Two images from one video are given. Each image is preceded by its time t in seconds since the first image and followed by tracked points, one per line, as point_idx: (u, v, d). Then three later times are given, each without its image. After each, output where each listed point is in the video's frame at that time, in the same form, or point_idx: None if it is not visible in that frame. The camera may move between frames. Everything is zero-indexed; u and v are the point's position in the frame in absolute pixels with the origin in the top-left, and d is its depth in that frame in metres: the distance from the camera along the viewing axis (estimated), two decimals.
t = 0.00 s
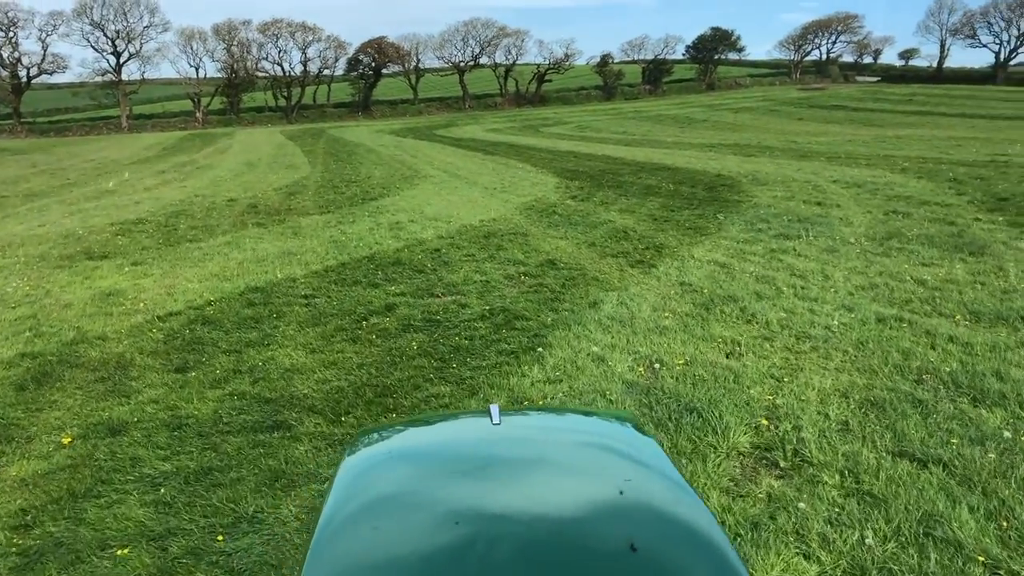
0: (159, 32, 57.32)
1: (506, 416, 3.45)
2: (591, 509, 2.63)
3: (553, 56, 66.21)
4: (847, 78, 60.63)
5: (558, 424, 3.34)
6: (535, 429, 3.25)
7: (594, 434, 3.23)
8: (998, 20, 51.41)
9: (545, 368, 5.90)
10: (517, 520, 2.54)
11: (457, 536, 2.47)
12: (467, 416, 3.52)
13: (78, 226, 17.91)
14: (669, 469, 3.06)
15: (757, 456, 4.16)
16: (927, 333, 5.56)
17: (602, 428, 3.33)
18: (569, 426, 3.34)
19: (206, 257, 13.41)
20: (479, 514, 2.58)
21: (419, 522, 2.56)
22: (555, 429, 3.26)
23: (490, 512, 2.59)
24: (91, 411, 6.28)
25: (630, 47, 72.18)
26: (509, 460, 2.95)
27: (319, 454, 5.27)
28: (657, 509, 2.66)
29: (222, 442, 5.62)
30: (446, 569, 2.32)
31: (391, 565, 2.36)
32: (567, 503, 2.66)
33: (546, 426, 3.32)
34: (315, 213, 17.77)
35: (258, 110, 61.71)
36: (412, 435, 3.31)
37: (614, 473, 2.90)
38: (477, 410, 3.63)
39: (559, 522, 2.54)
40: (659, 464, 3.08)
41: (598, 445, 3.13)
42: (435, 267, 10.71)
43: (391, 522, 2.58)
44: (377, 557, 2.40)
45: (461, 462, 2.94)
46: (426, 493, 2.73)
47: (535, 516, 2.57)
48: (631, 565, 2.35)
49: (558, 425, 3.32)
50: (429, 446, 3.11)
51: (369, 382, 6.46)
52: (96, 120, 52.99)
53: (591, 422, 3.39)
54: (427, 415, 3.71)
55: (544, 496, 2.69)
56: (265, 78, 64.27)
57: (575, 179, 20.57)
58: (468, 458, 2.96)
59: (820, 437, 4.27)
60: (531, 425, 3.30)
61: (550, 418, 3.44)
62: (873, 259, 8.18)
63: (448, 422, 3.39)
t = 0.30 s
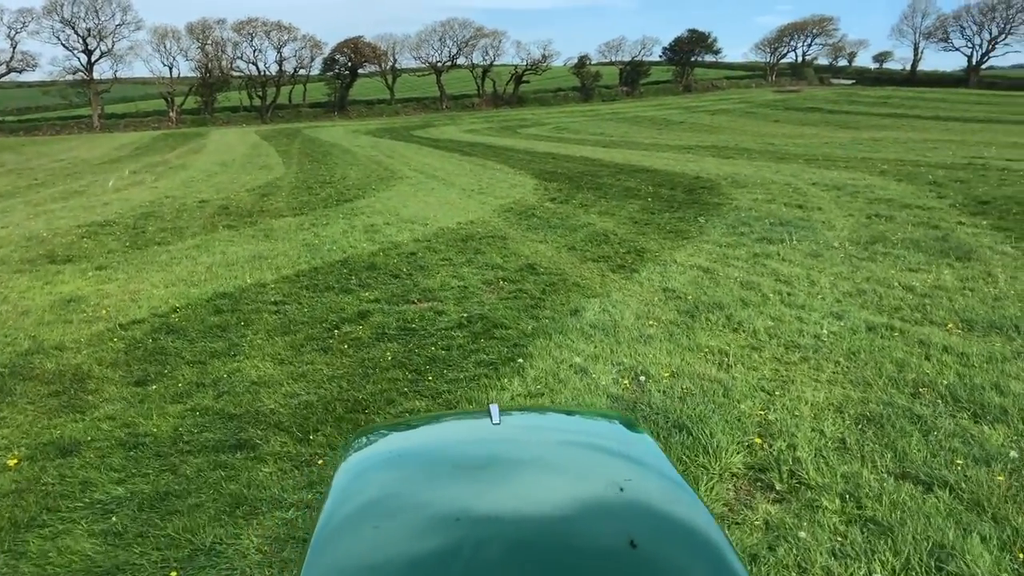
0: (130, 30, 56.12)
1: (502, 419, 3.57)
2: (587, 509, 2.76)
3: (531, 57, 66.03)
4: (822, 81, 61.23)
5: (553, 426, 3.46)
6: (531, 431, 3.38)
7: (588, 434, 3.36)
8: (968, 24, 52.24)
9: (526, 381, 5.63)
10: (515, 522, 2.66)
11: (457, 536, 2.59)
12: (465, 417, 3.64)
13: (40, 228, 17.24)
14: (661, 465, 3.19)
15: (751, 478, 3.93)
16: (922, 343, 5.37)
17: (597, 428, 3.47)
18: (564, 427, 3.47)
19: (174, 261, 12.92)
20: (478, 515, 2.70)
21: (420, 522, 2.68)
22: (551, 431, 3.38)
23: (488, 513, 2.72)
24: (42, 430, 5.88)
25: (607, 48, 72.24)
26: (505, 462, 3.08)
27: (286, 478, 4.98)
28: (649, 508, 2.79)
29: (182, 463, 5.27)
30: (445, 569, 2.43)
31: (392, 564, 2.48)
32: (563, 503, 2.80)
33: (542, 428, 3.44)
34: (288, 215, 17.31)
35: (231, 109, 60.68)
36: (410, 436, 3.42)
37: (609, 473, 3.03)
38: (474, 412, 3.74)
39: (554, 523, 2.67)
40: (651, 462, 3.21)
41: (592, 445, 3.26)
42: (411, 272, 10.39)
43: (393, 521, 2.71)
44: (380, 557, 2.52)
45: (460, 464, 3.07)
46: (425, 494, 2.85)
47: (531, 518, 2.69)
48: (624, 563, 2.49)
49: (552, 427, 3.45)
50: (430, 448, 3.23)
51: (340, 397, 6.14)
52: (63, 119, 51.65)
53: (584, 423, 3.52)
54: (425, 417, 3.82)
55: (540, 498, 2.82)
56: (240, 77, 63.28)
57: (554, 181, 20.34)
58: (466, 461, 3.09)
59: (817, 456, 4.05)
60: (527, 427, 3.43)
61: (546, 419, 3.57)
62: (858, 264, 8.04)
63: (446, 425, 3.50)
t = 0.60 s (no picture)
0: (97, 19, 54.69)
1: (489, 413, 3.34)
2: (581, 506, 2.54)
3: (506, 55, 65.78)
4: (794, 83, 61.94)
5: (543, 422, 3.24)
6: (520, 427, 3.15)
7: (582, 432, 3.14)
8: (938, 29, 53.13)
9: (501, 392, 5.35)
10: (502, 520, 2.44)
11: (440, 535, 2.36)
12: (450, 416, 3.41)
13: None
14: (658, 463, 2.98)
15: (740, 502, 3.69)
16: (910, 356, 5.20)
17: (590, 425, 3.25)
18: (555, 423, 3.25)
19: (135, 259, 12.39)
20: (464, 513, 2.47)
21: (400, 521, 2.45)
22: (543, 428, 3.16)
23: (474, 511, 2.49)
24: None
25: (583, 47, 72.28)
26: (494, 458, 2.85)
27: (242, 501, 4.64)
28: (652, 505, 2.57)
29: (130, 483, 4.88)
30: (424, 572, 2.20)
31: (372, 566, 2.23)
32: (556, 499, 2.57)
33: (532, 424, 3.22)
34: (257, 212, 16.80)
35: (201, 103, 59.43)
36: (394, 435, 3.19)
37: (604, 469, 2.80)
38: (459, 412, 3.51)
39: (550, 522, 2.43)
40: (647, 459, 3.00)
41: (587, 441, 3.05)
42: (382, 272, 10.02)
43: (370, 523, 2.47)
44: (354, 560, 2.28)
45: (444, 462, 2.83)
46: (407, 493, 2.62)
47: (522, 516, 2.47)
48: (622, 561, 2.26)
49: (542, 423, 3.23)
50: (411, 446, 3.00)
51: (303, 409, 5.80)
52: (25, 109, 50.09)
53: (577, 420, 3.31)
54: (409, 419, 3.58)
55: (531, 494, 2.60)
56: (211, 70, 62.07)
57: (529, 179, 20.07)
58: (450, 458, 2.86)
59: (809, 477, 3.83)
60: (516, 423, 3.20)
61: (537, 416, 3.34)
62: (838, 270, 7.91)
63: (430, 424, 3.27)
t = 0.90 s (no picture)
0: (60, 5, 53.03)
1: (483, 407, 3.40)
2: (579, 498, 2.61)
3: (479, 51, 65.40)
4: (765, 85, 62.63)
5: (538, 415, 3.30)
6: (515, 420, 3.21)
7: (576, 425, 3.21)
8: (907, 33, 54.18)
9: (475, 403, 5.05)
10: (501, 513, 2.49)
11: (440, 530, 2.41)
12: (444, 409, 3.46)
13: None
14: (652, 450, 3.06)
15: (730, 527, 3.45)
16: (898, 368, 5.05)
17: (584, 418, 3.32)
18: (549, 417, 3.30)
19: (92, 253, 11.80)
20: (462, 510, 2.51)
21: (399, 516, 2.49)
22: (538, 422, 3.22)
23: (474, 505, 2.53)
24: None
25: (556, 45, 72.17)
26: (490, 451, 2.90)
27: (195, 522, 4.26)
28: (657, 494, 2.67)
29: (71, 502, 4.48)
30: (430, 553, 2.29)
31: (391, 547, 2.33)
32: (553, 491, 2.63)
33: (526, 417, 3.28)
34: (221, 205, 16.24)
35: (168, 93, 58.00)
36: (405, 423, 3.28)
37: (600, 461, 2.87)
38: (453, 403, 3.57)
39: (559, 508, 2.54)
40: (643, 448, 3.08)
41: (581, 433, 3.12)
42: (350, 271, 9.57)
43: (368, 518, 2.50)
44: (375, 541, 2.37)
45: (441, 454, 2.88)
46: (422, 478, 2.72)
47: (534, 501, 2.56)
48: (620, 552, 2.33)
49: (537, 417, 3.28)
50: (408, 440, 3.04)
51: (262, 420, 5.40)
52: None
53: (570, 412, 3.37)
54: (403, 412, 3.62)
55: (529, 486, 2.65)
56: (179, 61, 60.67)
57: (502, 177, 19.79)
58: (447, 451, 2.90)
59: (803, 500, 3.61)
60: (510, 417, 3.25)
61: (531, 408, 3.39)
62: (819, 275, 7.78)
63: (424, 419, 3.31)
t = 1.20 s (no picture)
0: None
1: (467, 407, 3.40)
2: (559, 497, 2.62)
3: (448, 49, 64.84)
4: (731, 88, 63.32)
5: (521, 414, 3.30)
6: (498, 419, 3.21)
7: (559, 425, 3.21)
8: (871, 40, 55.42)
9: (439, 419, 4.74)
10: (478, 513, 2.50)
11: (418, 530, 2.42)
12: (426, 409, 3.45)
13: None
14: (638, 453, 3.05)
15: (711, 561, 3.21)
16: (878, 385, 4.92)
17: (566, 417, 3.32)
18: (532, 415, 3.31)
19: (34, 247, 11.08)
20: (441, 515, 2.49)
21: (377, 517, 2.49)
22: (520, 421, 3.22)
23: (451, 506, 2.54)
24: None
25: (525, 44, 71.89)
26: (472, 452, 2.90)
27: (127, 557, 3.78)
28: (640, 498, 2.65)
29: None
30: (406, 559, 2.28)
31: (368, 553, 2.32)
32: (531, 491, 2.64)
33: (510, 416, 3.28)
34: (177, 199, 15.55)
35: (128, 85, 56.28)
36: (390, 424, 3.27)
37: (580, 460, 2.88)
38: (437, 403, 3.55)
39: (539, 513, 2.52)
40: (625, 449, 3.09)
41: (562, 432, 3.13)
42: (310, 274, 8.86)
43: (347, 520, 2.51)
44: (352, 546, 2.36)
45: (421, 457, 2.88)
46: (403, 482, 2.70)
47: (514, 506, 2.55)
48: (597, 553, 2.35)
49: (518, 415, 3.28)
50: (390, 442, 3.03)
51: (209, 436, 4.83)
52: None
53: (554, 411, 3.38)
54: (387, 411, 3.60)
55: (509, 487, 2.66)
56: (144, 53, 59.08)
57: (470, 176, 19.49)
58: (427, 452, 2.89)
59: (788, 530, 3.39)
60: (493, 416, 3.25)
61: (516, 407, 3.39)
62: (792, 285, 7.67)
63: (407, 418, 3.31)
